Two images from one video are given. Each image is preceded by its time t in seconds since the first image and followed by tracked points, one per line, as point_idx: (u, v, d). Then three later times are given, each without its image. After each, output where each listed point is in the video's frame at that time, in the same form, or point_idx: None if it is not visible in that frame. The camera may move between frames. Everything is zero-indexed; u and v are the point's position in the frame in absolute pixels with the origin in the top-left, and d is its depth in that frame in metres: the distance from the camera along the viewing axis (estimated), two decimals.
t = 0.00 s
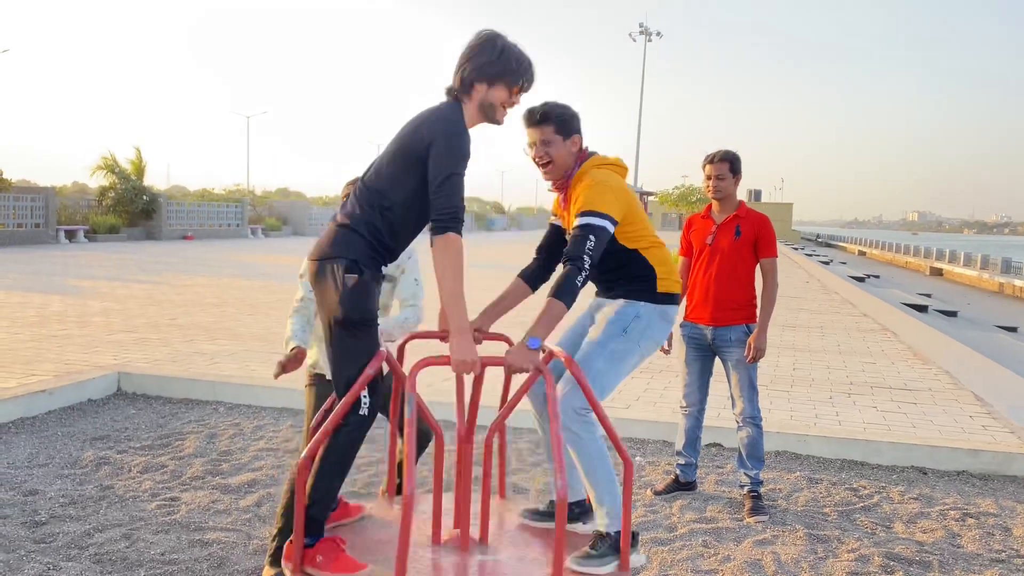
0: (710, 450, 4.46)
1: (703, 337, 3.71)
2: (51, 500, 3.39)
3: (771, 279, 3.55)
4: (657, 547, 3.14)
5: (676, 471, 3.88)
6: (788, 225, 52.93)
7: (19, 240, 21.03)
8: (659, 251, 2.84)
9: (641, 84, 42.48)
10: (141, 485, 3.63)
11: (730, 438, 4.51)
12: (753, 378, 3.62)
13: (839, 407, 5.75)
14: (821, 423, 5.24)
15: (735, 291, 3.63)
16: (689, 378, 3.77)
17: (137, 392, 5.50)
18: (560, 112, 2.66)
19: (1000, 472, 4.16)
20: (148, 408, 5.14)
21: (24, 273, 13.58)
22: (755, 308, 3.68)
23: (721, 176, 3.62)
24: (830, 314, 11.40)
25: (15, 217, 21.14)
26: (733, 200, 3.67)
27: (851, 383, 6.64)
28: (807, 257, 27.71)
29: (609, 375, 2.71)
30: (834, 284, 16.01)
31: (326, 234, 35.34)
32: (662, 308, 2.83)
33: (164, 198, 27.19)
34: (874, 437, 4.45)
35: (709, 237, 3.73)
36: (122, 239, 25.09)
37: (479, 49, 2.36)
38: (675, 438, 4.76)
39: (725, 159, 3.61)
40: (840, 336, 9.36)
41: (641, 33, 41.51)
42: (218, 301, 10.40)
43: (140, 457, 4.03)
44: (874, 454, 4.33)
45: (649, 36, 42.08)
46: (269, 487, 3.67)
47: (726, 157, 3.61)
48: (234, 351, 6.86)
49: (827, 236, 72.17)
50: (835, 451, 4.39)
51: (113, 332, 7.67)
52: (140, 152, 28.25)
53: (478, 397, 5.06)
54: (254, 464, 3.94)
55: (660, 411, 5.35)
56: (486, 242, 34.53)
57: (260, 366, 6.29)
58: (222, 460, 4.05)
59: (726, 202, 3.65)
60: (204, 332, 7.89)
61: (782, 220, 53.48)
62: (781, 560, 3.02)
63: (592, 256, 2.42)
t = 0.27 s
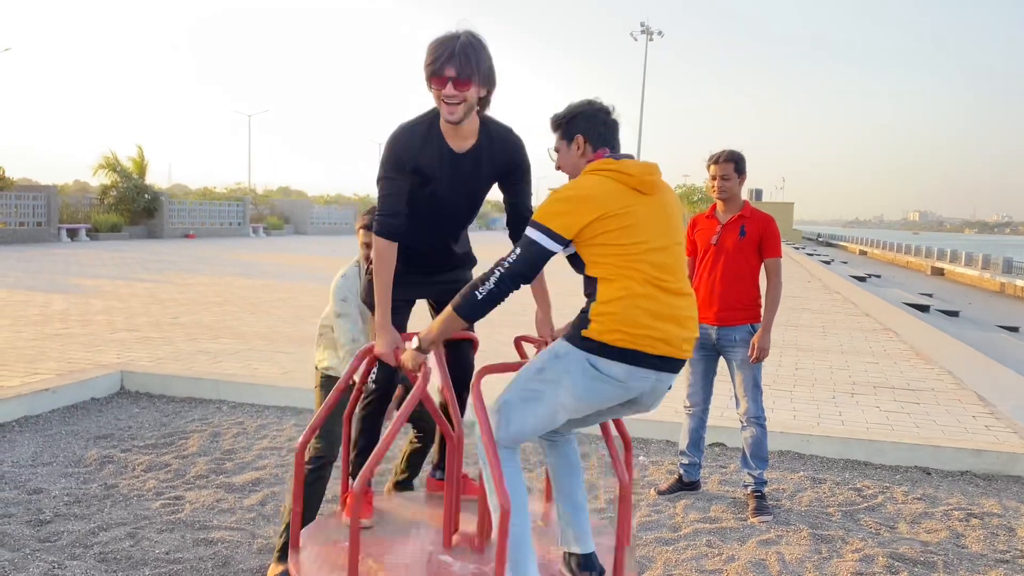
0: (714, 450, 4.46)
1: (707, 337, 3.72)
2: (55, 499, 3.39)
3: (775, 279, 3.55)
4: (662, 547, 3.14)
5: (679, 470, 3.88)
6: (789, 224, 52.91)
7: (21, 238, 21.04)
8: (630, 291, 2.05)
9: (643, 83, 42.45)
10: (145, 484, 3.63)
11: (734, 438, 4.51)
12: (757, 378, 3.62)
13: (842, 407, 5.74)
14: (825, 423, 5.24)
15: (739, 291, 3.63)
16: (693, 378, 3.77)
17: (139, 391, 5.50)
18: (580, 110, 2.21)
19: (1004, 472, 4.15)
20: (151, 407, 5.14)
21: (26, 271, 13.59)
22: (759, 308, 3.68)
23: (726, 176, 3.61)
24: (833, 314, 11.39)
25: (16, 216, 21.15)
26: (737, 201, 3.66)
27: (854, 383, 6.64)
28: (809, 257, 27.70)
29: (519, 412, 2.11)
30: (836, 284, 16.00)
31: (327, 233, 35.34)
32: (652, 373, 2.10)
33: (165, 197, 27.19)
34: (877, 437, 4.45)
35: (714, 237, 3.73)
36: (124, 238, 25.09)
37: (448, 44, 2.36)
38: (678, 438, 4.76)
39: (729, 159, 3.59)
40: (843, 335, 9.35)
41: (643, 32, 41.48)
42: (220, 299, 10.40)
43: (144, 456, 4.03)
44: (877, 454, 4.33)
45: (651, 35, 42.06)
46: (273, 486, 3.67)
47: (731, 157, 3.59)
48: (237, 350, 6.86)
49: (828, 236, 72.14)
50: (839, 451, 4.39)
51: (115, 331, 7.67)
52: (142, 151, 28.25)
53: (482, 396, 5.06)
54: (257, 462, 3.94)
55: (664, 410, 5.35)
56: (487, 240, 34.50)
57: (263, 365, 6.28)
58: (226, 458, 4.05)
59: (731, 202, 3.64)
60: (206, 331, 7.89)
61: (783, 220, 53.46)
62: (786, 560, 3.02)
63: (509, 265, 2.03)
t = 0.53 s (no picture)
0: (716, 449, 4.46)
1: (709, 336, 3.72)
2: (58, 497, 3.39)
3: (777, 279, 3.54)
4: (663, 546, 3.14)
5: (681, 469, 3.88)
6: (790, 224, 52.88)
7: (23, 236, 21.06)
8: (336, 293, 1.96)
9: (644, 82, 42.43)
10: (147, 482, 3.63)
11: (735, 438, 4.51)
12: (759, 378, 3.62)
13: (844, 407, 5.74)
14: (826, 423, 5.24)
15: (741, 291, 3.63)
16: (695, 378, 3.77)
17: (141, 389, 5.51)
18: (475, 113, 2.08)
19: (1005, 472, 4.15)
20: (153, 405, 5.15)
21: (27, 269, 13.61)
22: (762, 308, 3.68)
23: (727, 175, 3.60)
24: (834, 313, 11.39)
25: (18, 214, 21.17)
26: (739, 200, 3.66)
27: (856, 383, 6.64)
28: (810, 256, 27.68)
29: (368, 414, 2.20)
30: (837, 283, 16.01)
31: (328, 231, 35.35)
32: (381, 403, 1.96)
33: (167, 194, 27.21)
34: (879, 436, 4.45)
35: (716, 237, 3.73)
36: (125, 236, 25.12)
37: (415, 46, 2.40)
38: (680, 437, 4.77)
39: (731, 158, 3.59)
40: (844, 335, 9.35)
41: (644, 31, 41.45)
42: (222, 298, 10.41)
43: (146, 454, 4.03)
44: (878, 453, 4.33)
45: (653, 34, 42.02)
46: (275, 484, 3.67)
47: (732, 156, 3.60)
48: (239, 348, 6.87)
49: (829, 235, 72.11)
50: (840, 451, 4.39)
51: (117, 329, 7.69)
52: (143, 149, 28.27)
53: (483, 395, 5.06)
54: (259, 461, 3.95)
55: (665, 409, 5.35)
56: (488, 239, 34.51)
57: (265, 363, 6.29)
58: (227, 457, 4.05)
59: (732, 201, 3.64)
60: (207, 329, 7.90)
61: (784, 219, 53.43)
62: (787, 559, 3.02)
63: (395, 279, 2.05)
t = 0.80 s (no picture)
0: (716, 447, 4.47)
1: (710, 335, 3.72)
2: (58, 494, 3.40)
3: (778, 278, 3.54)
4: (663, 545, 3.15)
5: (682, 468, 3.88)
6: (791, 223, 52.86)
7: (24, 233, 21.06)
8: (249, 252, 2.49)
9: (646, 80, 42.35)
10: (148, 479, 3.64)
11: (735, 437, 4.52)
12: (760, 377, 3.63)
13: (844, 406, 5.74)
14: (826, 422, 5.24)
15: (742, 290, 3.63)
16: (696, 377, 3.77)
17: (142, 386, 5.51)
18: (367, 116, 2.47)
19: (1005, 471, 4.16)
20: (154, 403, 5.15)
21: (28, 266, 13.61)
22: (762, 307, 3.68)
23: (727, 173, 3.60)
24: (834, 312, 11.39)
25: (19, 211, 21.17)
26: (740, 198, 3.66)
27: (856, 382, 6.64)
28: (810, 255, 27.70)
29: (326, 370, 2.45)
30: (837, 283, 16.01)
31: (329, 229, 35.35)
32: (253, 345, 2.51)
33: (167, 192, 27.20)
34: (879, 435, 4.46)
35: (716, 235, 3.72)
36: (125, 234, 25.12)
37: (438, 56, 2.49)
38: (680, 436, 4.77)
39: (730, 157, 3.59)
40: (844, 334, 9.35)
41: (646, 30, 41.45)
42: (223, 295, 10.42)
43: (147, 452, 4.04)
44: (879, 453, 4.33)
45: (654, 32, 41.98)
46: (276, 482, 3.68)
47: (732, 154, 3.60)
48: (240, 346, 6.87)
49: (829, 234, 72.10)
50: (840, 450, 4.39)
51: (118, 327, 7.69)
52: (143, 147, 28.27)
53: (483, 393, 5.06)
54: (260, 459, 3.95)
55: (666, 408, 5.35)
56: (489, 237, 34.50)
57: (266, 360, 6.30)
58: (228, 454, 4.06)
59: (732, 200, 3.64)
60: (208, 327, 7.90)
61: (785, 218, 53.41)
62: (787, 558, 3.02)
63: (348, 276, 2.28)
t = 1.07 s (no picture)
0: (715, 446, 4.47)
1: (709, 335, 3.72)
2: (58, 492, 3.40)
3: (776, 277, 3.55)
4: (662, 543, 3.15)
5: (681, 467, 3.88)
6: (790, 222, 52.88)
7: (23, 231, 21.07)
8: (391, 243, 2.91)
9: (645, 80, 42.34)
10: (147, 477, 3.64)
11: (734, 436, 4.52)
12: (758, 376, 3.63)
13: (842, 405, 5.75)
14: (825, 421, 5.25)
15: (740, 290, 3.64)
16: (694, 377, 3.78)
17: (141, 384, 5.51)
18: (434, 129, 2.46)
19: (1003, 471, 4.16)
20: (153, 401, 5.16)
21: (28, 264, 13.62)
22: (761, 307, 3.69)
23: (724, 172, 3.61)
24: (834, 312, 11.39)
25: (18, 210, 21.15)
26: (737, 198, 3.66)
27: (855, 381, 6.64)
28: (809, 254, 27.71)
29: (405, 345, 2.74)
30: (836, 282, 16.02)
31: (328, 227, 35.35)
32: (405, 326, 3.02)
33: (167, 191, 27.20)
34: (878, 435, 4.46)
35: (714, 235, 3.73)
36: (125, 232, 25.12)
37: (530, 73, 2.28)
38: (678, 435, 4.77)
39: (728, 156, 3.60)
40: (842, 333, 9.36)
41: (646, 30, 41.45)
42: (222, 294, 10.42)
43: (146, 450, 4.04)
44: (877, 452, 4.34)
45: (653, 31, 41.97)
46: (275, 480, 3.68)
47: (730, 154, 3.60)
48: (239, 345, 6.87)
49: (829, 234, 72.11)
50: (838, 449, 4.40)
51: (117, 325, 7.69)
52: (143, 145, 28.26)
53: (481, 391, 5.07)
54: (259, 457, 3.95)
55: (664, 407, 5.36)
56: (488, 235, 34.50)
57: (265, 359, 6.30)
58: (227, 453, 4.06)
59: (730, 199, 3.64)
60: (207, 325, 7.90)
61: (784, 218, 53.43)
62: (785, 557, 3.03)
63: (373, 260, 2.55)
